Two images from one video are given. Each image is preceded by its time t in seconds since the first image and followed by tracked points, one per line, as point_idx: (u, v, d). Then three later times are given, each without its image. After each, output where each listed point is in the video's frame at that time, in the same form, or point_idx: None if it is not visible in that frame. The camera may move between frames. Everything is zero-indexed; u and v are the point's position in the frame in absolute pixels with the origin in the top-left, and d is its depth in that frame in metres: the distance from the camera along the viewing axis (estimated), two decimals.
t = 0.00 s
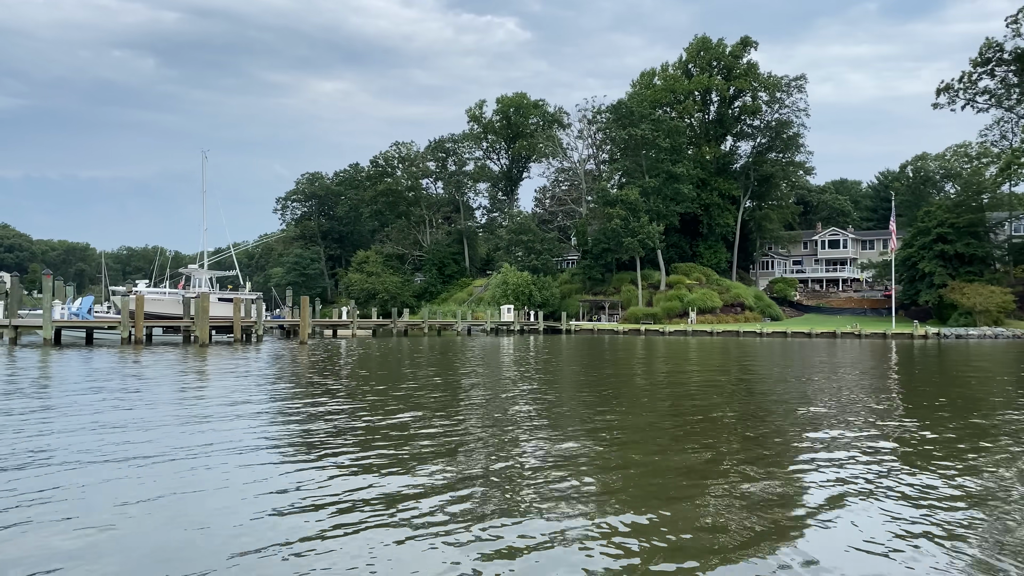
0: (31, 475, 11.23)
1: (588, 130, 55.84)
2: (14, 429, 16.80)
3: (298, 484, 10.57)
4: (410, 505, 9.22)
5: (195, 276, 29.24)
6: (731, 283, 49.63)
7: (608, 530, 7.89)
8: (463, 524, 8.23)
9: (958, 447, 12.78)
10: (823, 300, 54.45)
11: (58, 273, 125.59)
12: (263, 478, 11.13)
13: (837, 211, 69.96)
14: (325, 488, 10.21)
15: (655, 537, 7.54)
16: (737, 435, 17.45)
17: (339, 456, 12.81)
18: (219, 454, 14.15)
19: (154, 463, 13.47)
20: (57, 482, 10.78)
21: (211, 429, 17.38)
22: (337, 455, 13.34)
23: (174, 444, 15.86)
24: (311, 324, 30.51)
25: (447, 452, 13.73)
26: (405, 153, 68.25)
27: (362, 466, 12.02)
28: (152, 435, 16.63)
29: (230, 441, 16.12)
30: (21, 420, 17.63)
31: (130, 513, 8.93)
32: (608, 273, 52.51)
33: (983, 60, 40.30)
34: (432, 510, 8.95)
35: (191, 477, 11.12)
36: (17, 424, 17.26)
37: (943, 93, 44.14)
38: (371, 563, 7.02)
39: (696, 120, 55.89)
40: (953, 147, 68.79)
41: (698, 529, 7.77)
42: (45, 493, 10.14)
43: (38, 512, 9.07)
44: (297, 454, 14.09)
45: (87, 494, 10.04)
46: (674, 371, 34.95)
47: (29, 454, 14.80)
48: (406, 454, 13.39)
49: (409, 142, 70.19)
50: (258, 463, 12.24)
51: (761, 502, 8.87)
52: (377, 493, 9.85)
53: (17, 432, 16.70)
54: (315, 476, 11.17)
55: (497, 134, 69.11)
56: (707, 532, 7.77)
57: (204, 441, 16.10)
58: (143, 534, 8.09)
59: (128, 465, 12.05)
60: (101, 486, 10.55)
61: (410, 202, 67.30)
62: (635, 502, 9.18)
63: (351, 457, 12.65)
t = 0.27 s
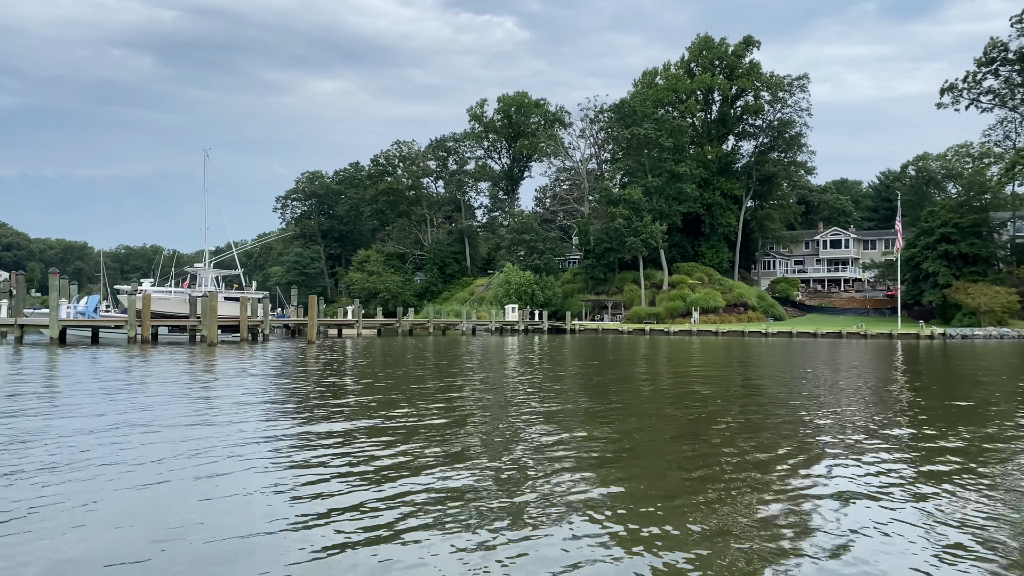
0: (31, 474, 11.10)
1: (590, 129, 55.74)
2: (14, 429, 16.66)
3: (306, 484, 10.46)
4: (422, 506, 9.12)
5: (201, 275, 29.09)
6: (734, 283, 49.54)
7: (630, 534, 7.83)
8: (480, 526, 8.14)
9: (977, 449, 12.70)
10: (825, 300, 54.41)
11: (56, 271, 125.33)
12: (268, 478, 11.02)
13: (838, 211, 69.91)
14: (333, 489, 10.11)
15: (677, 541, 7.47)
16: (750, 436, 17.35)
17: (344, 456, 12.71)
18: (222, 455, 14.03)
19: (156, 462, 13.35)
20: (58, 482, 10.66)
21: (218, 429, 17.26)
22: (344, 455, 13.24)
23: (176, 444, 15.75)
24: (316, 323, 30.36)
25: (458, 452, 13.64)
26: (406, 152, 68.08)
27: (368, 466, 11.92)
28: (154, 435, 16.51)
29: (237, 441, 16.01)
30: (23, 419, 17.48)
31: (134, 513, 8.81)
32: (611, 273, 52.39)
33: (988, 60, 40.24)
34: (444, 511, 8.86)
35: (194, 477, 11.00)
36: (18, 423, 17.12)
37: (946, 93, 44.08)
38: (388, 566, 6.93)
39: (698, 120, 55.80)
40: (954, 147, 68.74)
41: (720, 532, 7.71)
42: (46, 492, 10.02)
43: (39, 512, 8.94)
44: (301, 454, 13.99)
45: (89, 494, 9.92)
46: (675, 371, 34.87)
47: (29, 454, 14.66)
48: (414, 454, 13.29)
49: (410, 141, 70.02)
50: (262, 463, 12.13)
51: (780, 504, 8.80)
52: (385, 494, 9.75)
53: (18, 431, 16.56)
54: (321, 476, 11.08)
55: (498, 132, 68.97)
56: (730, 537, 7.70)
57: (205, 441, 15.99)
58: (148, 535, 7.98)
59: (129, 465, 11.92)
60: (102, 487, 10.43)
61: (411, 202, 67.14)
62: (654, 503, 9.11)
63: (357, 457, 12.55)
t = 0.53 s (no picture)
0: (32, 472, 10.98)
1: (592, 129, 55.63)
2: (14, 427, 16.52)
3: (314, 483, 10.37)
4: (436, 504, 9.05)
5: (206, 274, 28.95)
6: (736, 284, 49.49)
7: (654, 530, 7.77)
8: (498, 524, 8.07)
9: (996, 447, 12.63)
10: (827, 300, 54.36)
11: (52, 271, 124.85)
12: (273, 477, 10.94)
13: (839, 212, 69.85)
14: (341, 487, 10.03)
15: (702, 537, 7.41)
16: (763, 436, 17.25)
17: (350, 455, 12.64)
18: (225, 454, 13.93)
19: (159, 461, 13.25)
20: (61, 480, 10.55)
21: (224, 429, 17.14)
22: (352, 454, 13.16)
23: (178, 443, 15.64)
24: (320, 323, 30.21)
25: (469, 451, 13.57)
26: (407, 152, 67.91)
27: (375, 465, 11.84)
28: (155, 435, 16.39)
29: (244, 441, 15.90)
30: (24, 418, 17.35)
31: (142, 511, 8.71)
32: (613, 273, 52.24)
33: (992, 60, 40.21)
34: (459, 509, 8.78)
35: (199, 475, 10.91)
36: (19, 422, 16.98)
37: (949, 93, 44.05)
38: (406, 563, 6.84)
39: (700, 120, 55.73)
40: (955, 147, 68.72)
41: (742, 528, 7.66)
42: (49, 490, 9.91)
43: (43, 510, 8.83)
44: (306, 453, 13.90)
45: (92, 492, 9.80)
46: (676, 371, 34.79)
47: (30, 453, 14.52)
48: (422, 453, 13.22)
49: (410, 140, 69.85)
50: (266, 462, 12.04)
51: (802, 501, 8.74)
52: (394, 492, 9.67)
53: (18, 430, 16.42)
54: (327, 476, 10.99)
55: (499, 132, 68.81)
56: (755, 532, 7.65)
57: (207, 440, 15.89)
58: (156, 532, 7.89)
59: (132, 464, 11.83)
60: (106, 485, 10.31)
61: (411, 201, 66.97)
62: (673, 501, 9.04)
63: (365, 456, 12.46)
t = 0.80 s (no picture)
0: (36, 473, 10.87)
1: (594, 129, 55.55)
2: (16, 427, 16.39)
3: (326, 484, 10.29)
4: (453, 507, 8.96)
5: (211, 274, 28.81)
6: (738, 284, 49.44)
7: (682, 535, 7.69)
8: (519, 528, 7.98)
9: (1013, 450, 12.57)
10: (829, 301, 54.33)
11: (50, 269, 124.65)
12: (282, 478, 10.85)
13: (839, 212, 69.85)
14: (352, 489, 9.94)
15: (730, 542, 7.33)
16: (776, 436, 17.15)
17: (358, 456, 12.56)
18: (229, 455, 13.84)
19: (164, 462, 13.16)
20: (66, 481, 10.45)
21: (231, 430, 17.01)
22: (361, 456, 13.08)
23: (182, 443, 15.54)
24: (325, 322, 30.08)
25: (482, 453, 13.48)
26: (407, 152, 67.78)
27: (383, 466, 11.75)
28: (159, 435, 16.29)
29: (252, 442, 15.78)
30: (27, 418, 17.21)
31: (150, 513, 8.61)
32: (614, 273, 52.08)
33: (995, 61, 40.23)
34: (476, 512, 8.70)
35: (207, 476, 10.81)
36: (21, 422, 16.84)
37: (952, 94, 44.03)
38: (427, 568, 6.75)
39: (701, 120, 55.67)
40: (955, 148, 68.74)
41: (767, 534, 7.63)
42: (54, 491, 9.81)
43: (49, 511, 8.72)
44: (313, 454, 13.80)
45: (98, 493, 9.69)
46: (676, 372, 34.75)
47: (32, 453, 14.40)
48: (432, 455, 13.13)
49: (411, 140, 69.71)
50: (273, 462, 11.95)
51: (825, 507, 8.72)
52: (407, 494, 9.60)
53: (20, 430, 16.30)
54: (337, 476, 10.91)
55: (500, 132, 68.64)
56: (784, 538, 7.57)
57: (211, 440, 15.79)
58: (165, 534, 7.86)
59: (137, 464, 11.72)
60: (111, 486, 10.20)
61: (411, 201, 66.82)
62: (696, 505, 8.96)
63: (373, 457, 12.38)
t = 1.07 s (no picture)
0: (34, 484, 10.79)
1: (594, 129, 55.49)
2: (15, 430, 16.29)
3: (333, 490, 10.20)
4: (465, 513, 8.88)
5: (216, 274, 28.64)
6: (739, 285, 49.38)
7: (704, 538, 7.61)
8: (536, 532, 7.90)
9: None
10: (829, 302, 54.30)
11: (46, 270, 124.14)
12: (286, 484, 10.78)
13: (838, 213, 69.86)
14: (359, 495, 9.86)
15: (755, 545, 7.28)
16: (787, 437, 17.01)
17: (363, 459, 12.48)
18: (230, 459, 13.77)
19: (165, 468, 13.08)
20: (65, 492, 10.37)
21: (236, 431, 16.90)
22: (367, 458, 12.99)
23: (183, 445, 15.46)
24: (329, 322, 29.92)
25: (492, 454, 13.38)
26: (407, 152, 67.66)
27: (388, 469, 11.68)
28: (160, 437, 16.21)
29: (258, 444, 15.67)
30: (28, 420, 17.11)
31: (153, 526, 8.53)
32: (615, 274, 51.92)
33: (998, 62, 40.26)
34: (489, 517, 8.62)
35: (208, 485, 10.73)
36: (21, 424, 16.74)
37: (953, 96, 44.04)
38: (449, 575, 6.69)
39: (702, 121, 55.64)
40: (954, 149, 68.79)
41: (793, 536, 7.57)
42: (53, 503, 9.73)
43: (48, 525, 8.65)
44: (316, 457, 13.72)
45: (97, 505, 9.62)
46: (676, 373, 34.73)
47: (31, 458, 14.30)
48: (439, 457, 13.04)
49: (411, 140, 69.60)
50: (274, 468, 11.89)
51: (847, 508, 8.67)
52: (414, 501, 9.52)
53: (20, 432, 16.19)
54: (341, 481, 10.85)
55: (499, 132, 68.49)
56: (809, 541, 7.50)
57: (211, 441, 15.71)
58: (177, 548, 7.79)
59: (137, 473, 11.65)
60: (111, 496, 10.13)
61: (411, 201, 66.65)
62: (716, 507, 8.88)
63: (379, 460, 12.30)
